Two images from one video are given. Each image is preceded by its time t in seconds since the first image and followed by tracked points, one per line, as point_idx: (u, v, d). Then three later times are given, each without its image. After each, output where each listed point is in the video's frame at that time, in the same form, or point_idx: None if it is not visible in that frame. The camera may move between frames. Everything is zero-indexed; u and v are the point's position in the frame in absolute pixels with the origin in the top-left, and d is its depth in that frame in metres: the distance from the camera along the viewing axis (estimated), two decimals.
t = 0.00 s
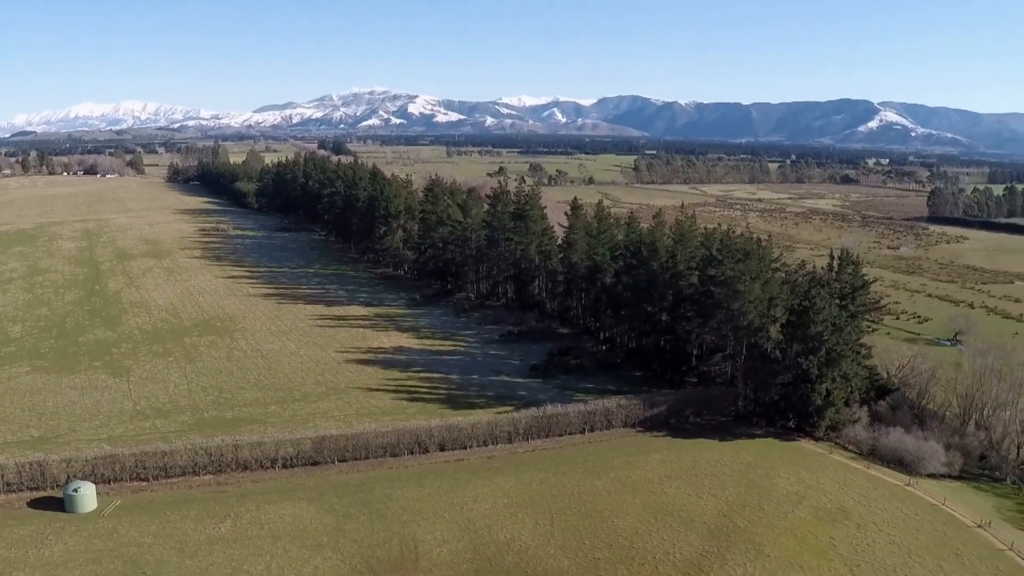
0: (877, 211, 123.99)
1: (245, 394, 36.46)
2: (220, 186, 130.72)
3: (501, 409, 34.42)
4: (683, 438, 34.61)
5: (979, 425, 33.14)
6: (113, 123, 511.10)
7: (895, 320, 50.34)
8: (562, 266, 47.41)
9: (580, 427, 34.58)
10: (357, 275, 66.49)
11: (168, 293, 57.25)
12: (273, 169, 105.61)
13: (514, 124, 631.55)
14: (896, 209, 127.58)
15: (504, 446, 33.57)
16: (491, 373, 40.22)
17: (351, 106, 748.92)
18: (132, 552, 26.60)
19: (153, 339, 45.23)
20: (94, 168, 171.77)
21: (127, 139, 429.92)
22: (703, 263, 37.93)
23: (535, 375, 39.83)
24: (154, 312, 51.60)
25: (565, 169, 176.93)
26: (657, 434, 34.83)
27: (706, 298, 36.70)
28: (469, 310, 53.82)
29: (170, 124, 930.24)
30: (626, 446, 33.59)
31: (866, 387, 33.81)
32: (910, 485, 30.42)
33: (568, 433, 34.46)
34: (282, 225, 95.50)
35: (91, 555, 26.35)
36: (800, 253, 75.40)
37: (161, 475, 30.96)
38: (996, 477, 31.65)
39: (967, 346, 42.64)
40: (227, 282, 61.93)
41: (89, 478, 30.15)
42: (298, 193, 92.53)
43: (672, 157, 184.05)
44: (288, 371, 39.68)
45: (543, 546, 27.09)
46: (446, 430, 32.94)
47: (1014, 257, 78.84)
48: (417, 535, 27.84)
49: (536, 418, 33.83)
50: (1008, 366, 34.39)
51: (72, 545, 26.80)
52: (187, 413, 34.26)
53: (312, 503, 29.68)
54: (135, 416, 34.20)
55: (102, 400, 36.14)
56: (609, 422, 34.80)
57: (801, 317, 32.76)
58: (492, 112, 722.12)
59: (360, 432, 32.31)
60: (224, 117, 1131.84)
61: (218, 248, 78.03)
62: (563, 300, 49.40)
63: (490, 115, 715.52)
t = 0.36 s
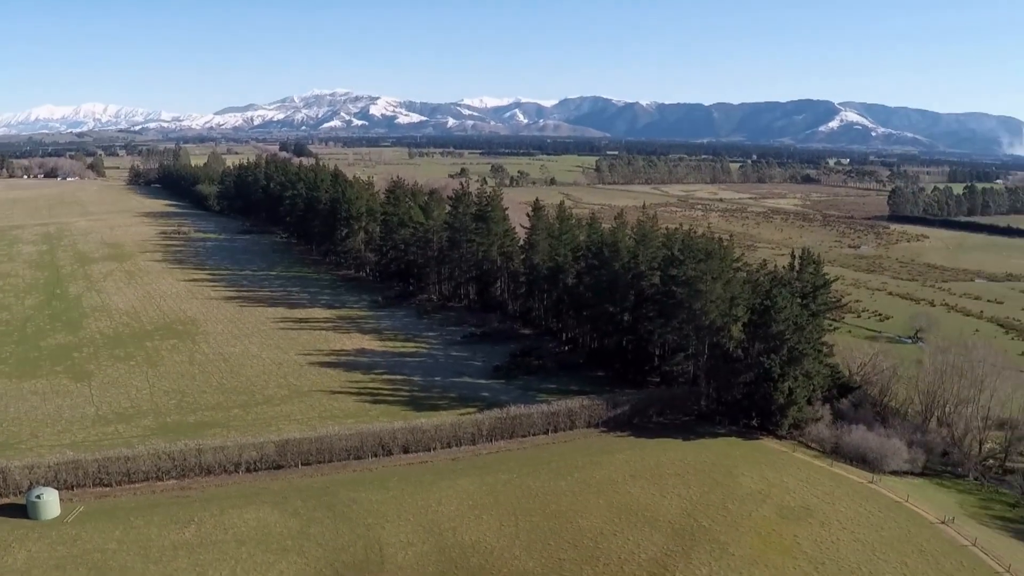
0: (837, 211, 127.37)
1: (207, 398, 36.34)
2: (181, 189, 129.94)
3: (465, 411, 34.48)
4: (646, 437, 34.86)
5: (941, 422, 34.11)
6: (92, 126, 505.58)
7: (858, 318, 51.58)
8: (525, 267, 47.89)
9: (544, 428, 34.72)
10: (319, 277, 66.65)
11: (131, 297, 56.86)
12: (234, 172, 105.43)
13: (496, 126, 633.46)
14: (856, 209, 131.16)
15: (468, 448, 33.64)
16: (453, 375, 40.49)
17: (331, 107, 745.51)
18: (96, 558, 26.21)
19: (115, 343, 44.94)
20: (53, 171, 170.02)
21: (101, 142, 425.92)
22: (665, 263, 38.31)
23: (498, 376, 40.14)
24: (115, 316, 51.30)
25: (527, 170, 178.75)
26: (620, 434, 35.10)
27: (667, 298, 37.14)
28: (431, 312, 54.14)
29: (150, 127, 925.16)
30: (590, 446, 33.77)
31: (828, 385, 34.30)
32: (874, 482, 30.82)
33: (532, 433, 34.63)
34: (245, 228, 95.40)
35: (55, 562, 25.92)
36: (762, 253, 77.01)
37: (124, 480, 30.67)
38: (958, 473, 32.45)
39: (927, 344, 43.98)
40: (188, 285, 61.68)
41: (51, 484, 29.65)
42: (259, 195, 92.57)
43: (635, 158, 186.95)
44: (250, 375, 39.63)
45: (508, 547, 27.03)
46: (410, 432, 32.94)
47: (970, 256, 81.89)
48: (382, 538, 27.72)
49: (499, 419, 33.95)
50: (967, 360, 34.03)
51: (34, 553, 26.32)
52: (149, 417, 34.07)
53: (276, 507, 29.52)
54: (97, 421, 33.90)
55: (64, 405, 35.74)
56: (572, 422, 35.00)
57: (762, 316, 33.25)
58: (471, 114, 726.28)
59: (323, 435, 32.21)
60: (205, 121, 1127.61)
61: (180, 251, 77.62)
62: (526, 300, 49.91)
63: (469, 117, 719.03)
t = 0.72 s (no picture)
0: (803, 208, 130.48)
1: (173, 400, 36.23)
2: (147, 190, 129.19)
3: (432, 411, 34.62)
4: (613, 435, 35.18)
5: (907, 418, 35.02)
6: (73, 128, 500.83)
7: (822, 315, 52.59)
8: (491, 266, 48.76)
9: (511, 427, 35.07)
10: (284, 277, 66.82)
11: (96, 299, 56.46)
12: (199, 172, 105.19)
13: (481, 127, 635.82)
14: (822, 206, 133.75)
15: (435, 447, 33.79)
16: (419, 374, 40.85)
17: (312, 107, 741.80)
18: (63, 561, 25.80)
19: (79, 346, 44.64)
20: (15, 172, 167.81)
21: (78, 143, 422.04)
22: (630, 262, 39.06)
23: (465, 375, 40.56)
24: (80, 318, 50.94)
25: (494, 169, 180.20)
26: (587, 433, 35.47)
27: (633, 296, 37.68)
28: (397, 311, 54.63)
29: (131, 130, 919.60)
30: (556, 445, 34.09)
31: (793, 382, 35.07)
32: (841, 478, 31.53)
33: (498, 433, 34.90)
34: (209, 228, 95.10)
35: (21, 566, 25.48)
36: (727, 251, 78.16)
37: (91, 483, 30.30)
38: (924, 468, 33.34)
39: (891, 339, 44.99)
40: (153, 286, 61.40)
41: (16, 487, 29.17)
42: (225, 195, 92.56)
43: (602, 156, 189.85)
44: (216, 375, 39.63)
45: (476, 547, 27.00)
46: (377, 432, 32.98)
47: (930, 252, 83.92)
48: (350, 539, 27.60)
49: (466, 418, 34.16)
50: (932, 355, 34.83)
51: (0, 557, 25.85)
52: (115, 420, 33.86)
53: (243, 509, 29.34)
54: (62, 424, 33.59)
55: (29, 409, 35.35)
56: (539, 421, 35.33)
57: (728, 314, 34.01)
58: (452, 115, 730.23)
59: (290, 436, 32.11)
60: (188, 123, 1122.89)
61: (145, 252, 77.22)
62: (492, 300, 50.37)
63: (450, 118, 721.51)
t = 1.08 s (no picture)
0: (774, 204, 134.91)
1: (146, 401, 36.22)
2: (118, 190, 128.69)
3: (404, 410, 34.82)
4: (586, 432, 35.81)
5: (879, 412, 35.83)
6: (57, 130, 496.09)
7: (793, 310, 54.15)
8: (462, 263, 49.34)
9: (484, 425, 35.40)
10: (256, 277, 67.18)
11: (67, 300, 56.16)
12: (170, 171, 105.23)
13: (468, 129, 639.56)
14: (794, 202, 138.43)
15: (408, 446, 33.96)
16: (391, 373, 41.34)
17: (283, 107, 741.07)
18: (37, 564, 25.44)
19: (50, 347, 44.35)
20: None
21: None
22: (603, 259, 39.73)
23: (437, 373, 41.11)
24: (50, 320, 50.57)
25: (466, 167, 182.40)
26: (561, 430, 35.90)
27: (605, 293, 38.49)
28: (369, 310, 55.77)
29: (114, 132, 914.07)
30: (529, 443, 34.50)
31: (766, 377, 36.17)
32: (813, 473, 32.04)
33: (472, 430, 35.22)
34: (180, 227, 95.02)
35: None
36: (698, 247, 81.75)
37: (63, 485, 29.96)
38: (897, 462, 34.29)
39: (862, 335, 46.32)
40: (124, 286, 61.19)
41: None
42: (196, 195, 92.83)
43: (575, 155, 193.93)
44: (188, 376, 39.66)
45: (449, 545, 26.94)
46: (349, 431, 33.07)
47: (896, 249, 86.57)
48: (324, 539, 27.45)
49: (438, 417, 34.42)
50: (903, 350, 35.94)
51: None
52: (87, 421, 33.73)
53: (216, 510, 29.17)
54: (34, 426, 33.34)
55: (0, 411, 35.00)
56: (511, 419, 35.82)
57: (700, 310, 34.41)
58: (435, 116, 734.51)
59: (263, 436, 32.07)
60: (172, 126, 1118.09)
61: (116, 252, 76.95)
62: (464, 297, 51.34)
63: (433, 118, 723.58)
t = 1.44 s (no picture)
0: (744, 203, 137.57)
1: (116, 404, 36.23)
2: (87, 192, 128.00)
3: (376, 412, 35.08)
4: (556, 432, 36.42)
5: (850, 410, 37.24)
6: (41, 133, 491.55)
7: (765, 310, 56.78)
8: (433, 265, 51.15)
9: (455, 426, 35.85)
10: (226, 279, 67.49)
11: (37, 303, 55.86)
12: (140, 173, 105.17)
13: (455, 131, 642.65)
14: (762, 201, 141.47)
15: (379, 448, 34.20)
16: (363, 375, 42.09)
17: (266, 109, 739.85)
18: (8, 570, 25.08)
19: (18, 352, 44.02)
20: None
21: None
22: (575, 260, 40.82)
23: (409, 374, 42.11)
24: (21, 323, 50.13)
25: (437, 167, 184.40)
26: (534, 430, 36.45)
27: (576, 293, 39.57)
28: (340, 310, 56.76)
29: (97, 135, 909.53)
30: (501, 443, 34.89)
31: (738, 376, 37.43)
32: (785, 471, 32.65)
33: (443, 432, 35.65)
34: (151, 229, 94.81)
35: None
36: (669, 247, 84.87)
37: (33, 491, 29.56)
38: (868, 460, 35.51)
39: (832, 332, 48.69)
40: (95, 289, 60.96)
41: None
42: (166, 197, 92.98)
43: (546, 154, 196.35)
44: (159, 379, 39.81)
45: (422, 547, 26.89)
46: (321, 433, 33.20)
47: (863, 250, 88.84)
48: (296, 542, 27.32)
49: (410, 418, 34.78)
50: (873, 348, 37.26)
51: None
52: (57, 425, 33.57)
53: (188, 513, 28.97)
54: (3, 431, 33.05)
55: None
56: (483, 420, 36.31)
57: (671, 310, 35.69)
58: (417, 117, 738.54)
59: (235, 438, 32.06)
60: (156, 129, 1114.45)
61: (86, 254, 76.61)
62: (434, 299, 53.05)
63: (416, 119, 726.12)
